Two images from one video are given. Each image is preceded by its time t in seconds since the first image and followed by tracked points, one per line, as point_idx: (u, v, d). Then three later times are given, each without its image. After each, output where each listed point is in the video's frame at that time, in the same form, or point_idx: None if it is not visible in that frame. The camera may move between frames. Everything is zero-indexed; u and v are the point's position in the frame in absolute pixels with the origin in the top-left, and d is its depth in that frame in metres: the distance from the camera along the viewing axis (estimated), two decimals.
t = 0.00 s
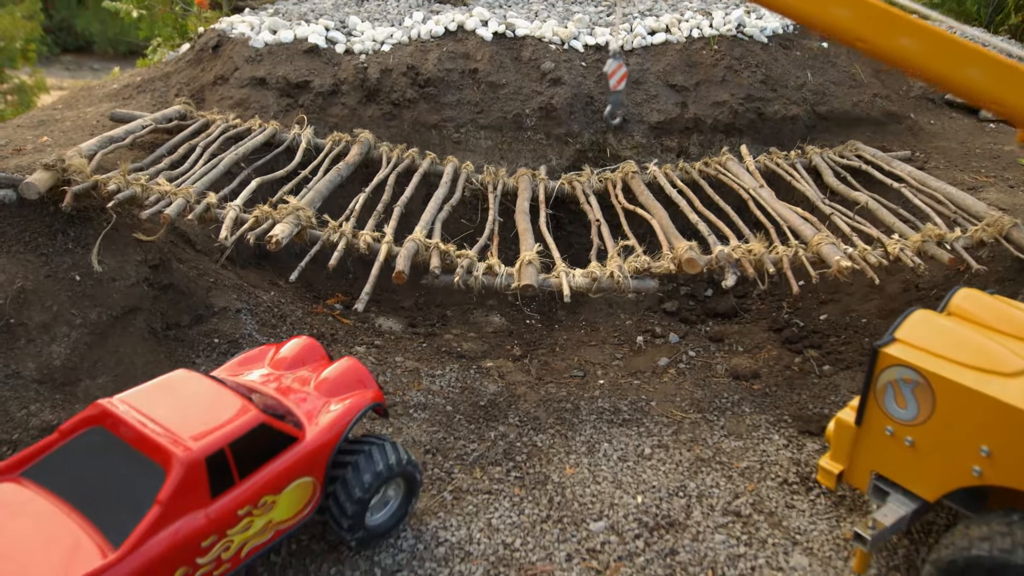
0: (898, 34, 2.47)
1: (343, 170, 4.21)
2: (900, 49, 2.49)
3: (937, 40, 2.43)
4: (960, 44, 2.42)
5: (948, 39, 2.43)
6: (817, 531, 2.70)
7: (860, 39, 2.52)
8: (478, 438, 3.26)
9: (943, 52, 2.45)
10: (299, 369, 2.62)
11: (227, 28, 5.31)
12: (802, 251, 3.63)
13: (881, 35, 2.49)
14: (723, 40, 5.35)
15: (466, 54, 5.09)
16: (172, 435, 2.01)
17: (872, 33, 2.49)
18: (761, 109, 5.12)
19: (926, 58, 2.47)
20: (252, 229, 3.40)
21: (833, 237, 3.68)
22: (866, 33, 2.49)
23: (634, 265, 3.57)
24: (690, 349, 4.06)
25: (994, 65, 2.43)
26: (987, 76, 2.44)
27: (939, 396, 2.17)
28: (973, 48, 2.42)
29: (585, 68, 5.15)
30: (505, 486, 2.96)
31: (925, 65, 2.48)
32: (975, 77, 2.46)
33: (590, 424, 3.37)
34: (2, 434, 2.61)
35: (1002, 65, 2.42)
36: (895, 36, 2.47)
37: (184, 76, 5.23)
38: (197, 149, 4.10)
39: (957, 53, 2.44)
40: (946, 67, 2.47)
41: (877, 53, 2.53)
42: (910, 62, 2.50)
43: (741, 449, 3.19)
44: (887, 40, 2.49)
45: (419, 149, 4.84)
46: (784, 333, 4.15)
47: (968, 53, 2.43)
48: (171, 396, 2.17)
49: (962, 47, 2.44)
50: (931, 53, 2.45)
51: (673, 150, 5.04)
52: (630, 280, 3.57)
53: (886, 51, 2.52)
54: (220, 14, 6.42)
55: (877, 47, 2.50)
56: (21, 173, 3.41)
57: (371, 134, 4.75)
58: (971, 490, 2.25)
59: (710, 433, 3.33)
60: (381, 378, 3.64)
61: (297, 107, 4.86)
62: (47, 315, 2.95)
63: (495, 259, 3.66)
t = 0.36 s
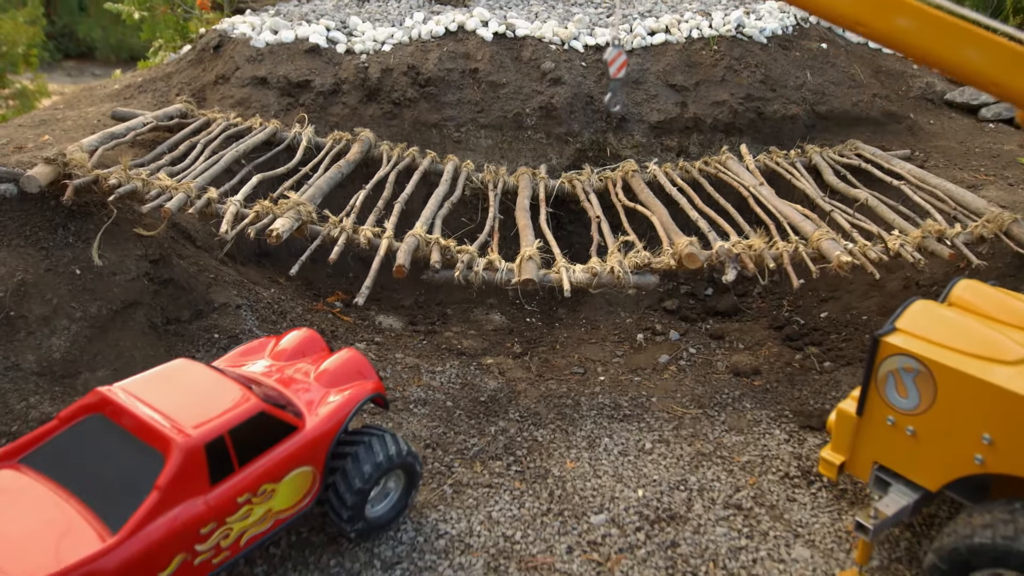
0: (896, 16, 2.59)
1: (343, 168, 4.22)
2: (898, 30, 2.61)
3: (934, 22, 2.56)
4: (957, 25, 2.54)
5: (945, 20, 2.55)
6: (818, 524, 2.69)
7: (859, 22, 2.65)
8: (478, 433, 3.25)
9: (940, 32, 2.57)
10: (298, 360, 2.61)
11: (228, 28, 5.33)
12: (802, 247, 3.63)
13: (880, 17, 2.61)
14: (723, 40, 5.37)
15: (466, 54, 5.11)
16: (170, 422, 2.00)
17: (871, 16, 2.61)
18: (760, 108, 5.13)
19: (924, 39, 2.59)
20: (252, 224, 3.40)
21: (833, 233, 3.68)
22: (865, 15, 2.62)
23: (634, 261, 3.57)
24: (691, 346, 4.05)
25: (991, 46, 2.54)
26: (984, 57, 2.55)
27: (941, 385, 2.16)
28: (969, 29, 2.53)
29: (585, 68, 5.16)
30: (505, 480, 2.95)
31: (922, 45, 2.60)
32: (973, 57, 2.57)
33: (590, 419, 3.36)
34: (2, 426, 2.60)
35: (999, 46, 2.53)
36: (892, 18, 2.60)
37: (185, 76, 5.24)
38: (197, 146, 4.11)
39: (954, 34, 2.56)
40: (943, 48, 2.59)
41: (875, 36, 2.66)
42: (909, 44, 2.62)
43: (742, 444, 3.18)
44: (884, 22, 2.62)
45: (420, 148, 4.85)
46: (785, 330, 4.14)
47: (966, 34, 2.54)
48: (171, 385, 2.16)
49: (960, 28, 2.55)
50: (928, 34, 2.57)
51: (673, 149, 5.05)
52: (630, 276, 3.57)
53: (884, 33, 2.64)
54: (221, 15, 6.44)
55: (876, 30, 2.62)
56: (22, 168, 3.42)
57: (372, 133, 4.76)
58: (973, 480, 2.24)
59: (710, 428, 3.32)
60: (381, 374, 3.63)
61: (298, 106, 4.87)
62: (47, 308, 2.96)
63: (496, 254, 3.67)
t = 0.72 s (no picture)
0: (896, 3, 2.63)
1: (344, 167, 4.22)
2: (898, 17, 2.65)
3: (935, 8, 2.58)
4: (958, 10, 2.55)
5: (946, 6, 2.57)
6: (820, 518, 2.68)
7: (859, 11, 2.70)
8: (479, 429, 3.24)
9: (941, 18, 2.59)
10: (299, 353, 2.61)
11: (230, 29, 5.36)
12: (803, 243, 3.63)
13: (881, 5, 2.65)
14: (723, 42, 5.38)
15: (467, 55, 5.12)
16: (170, 411, 2.00)
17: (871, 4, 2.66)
18: (761, 109, 5.14)
19: (925, 26, 2.62)
20: (253, 220, 3.41)
21: (833, 230, 3.68)
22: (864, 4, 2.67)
23: (634, 258, 3.57)
24: (691, 344, 4.04)
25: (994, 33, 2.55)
26: (987, 44, 2.56)
27: (943, 375, 2.16)
28: (970, 15, 2.54)
29: (585, 69, 5.18)
30: (506, 475, 2.94)
31: (922, 32, 2.63)
32: (976, 44, 2.59)
33: (591, 416, 3.35)
34: (2, 420, 2.60)
35: (1002, 34, 2.54)
36: (893, 5, 2.63)
37: (187, 77, 5.27)
38: (198, 144, 4.12)
39: (955, 20, 2.57)
40: (946, 34, 2.61)
41: (876, 23, 2.70)
42: (910, 31, 2.66)
43: (743, 440, 3.17)
44: (885, 9, 2.65)
45: (421, 148, 4.86)
46: (786, 329, 4.14)
47: (968, 20, 2.56)
48: (172, 375, 2.16)
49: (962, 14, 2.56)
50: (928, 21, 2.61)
51: (674, 149, 5.06)
52: (631, 272, 3.57)
53: (885, 20, 2.68)
54: (223, 17, 6.47)
55: (875, 17, 2.67)
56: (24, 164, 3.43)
57: (373, 133, 4.77)
58: (975, 471, 2.24)
59: (712, 424, 3.31)
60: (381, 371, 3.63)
61: (299, 106, 4.89)
62: (48, 303, 2.96)
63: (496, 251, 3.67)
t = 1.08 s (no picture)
0: None
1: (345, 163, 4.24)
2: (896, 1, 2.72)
3: None
4: None
5: None
6: (822, 509, 2.68)
7: None
8: (480, 422, 3.24)
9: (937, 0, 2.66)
10: (299, 343, 2.61)
11: (232, 28, 5.38)
12: (803, 238, 3.64)
13: None
14: (723, 41, 5.40)
15: (467, 53, 5.14)
16: (171, 397, 2.00)
17: None
18: (761, 107, 5.15)
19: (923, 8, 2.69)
20: (255, 214, 3.42)
21: (833, 224, 3.69)
22: None
23: (635, 252, 3.58)
24: (692, 340, 4.04)
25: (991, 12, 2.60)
26: (983, 24, 2.62)
27: (943, 362, 2.16)
28: None
29: (586, 68, 5.19)
30: (506, 467, 2.93)
31: (919, 14, 2.70)
32: (973, 24, 2.64)
33: (592, 410, 3.34)
34: (3, 410, 2.61)
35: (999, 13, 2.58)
36: None
37: (188, 75, 5.29)
38: (201, 139, 4.15)
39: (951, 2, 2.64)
40: (942, 16, 2.67)
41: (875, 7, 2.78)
42: (908, 14, 2.73)
43: (744, 432, 3.17)
44: None
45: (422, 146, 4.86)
46: (787, 324, 4.13)
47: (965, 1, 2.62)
48: (173, 362, 2.16)
49: None
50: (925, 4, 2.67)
51: (674, 147, 5.08)
52: (632, 267, 3.58)
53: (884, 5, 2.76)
54: (224, 17, 6.50)
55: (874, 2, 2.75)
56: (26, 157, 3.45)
57: (374, 130, 4.79)
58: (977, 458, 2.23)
59: (713, 417, 3.31)
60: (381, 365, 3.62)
61: (301, 104, 4.90)
62: (49, 295, 2.97)
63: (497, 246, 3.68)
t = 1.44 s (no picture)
0: None
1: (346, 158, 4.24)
2: None
3: None
4: None
5: None
6: (823, 499, 2.68)
7: None
8: (481, 414, 3.24)
9: None
10: (301, 333, 2.62)
11: (233, 25, 5.39)
12: (804, 231, 3.64)
13: None
14: (723, 38, 5.41)
15: (468, 50, 5.15)
16: (173, 382, 2.01)
17: None
18: (762, 103, 5.16)
19: None
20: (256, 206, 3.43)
21: (834, 218, 3.69)
22: None
23: (636, 246, 3.58)
24: (693, 335, 4.04)
25: None
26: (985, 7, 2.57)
27: (944, 349, 2.17)
28: None
29: (586, 65, 5.20)
30: (508, 458, 2.94)
31: None
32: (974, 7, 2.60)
33: (593, 403, 3.34)
34: (5, 399, 2.61)
35: None
36: None
37: (190, 72, 5.31)
38: (203, 134, 4.19)
39: None
40: None
41: None
42: None
43: (746, 425, 3.17)
44: None
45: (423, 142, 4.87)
46: (787, 319, 4.13)
47: None
48: (175, 349, 2.17)
49: None
50: None
51: (675, 143, 5.09)
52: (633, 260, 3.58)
53: None
54: (226, 15, 6.52)
55: None
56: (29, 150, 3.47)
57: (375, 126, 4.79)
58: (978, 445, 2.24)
59: (714, 410, 3.31)
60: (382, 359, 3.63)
61: (302, 101, 4.91)
62: (52, 286, 2.98)
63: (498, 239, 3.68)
